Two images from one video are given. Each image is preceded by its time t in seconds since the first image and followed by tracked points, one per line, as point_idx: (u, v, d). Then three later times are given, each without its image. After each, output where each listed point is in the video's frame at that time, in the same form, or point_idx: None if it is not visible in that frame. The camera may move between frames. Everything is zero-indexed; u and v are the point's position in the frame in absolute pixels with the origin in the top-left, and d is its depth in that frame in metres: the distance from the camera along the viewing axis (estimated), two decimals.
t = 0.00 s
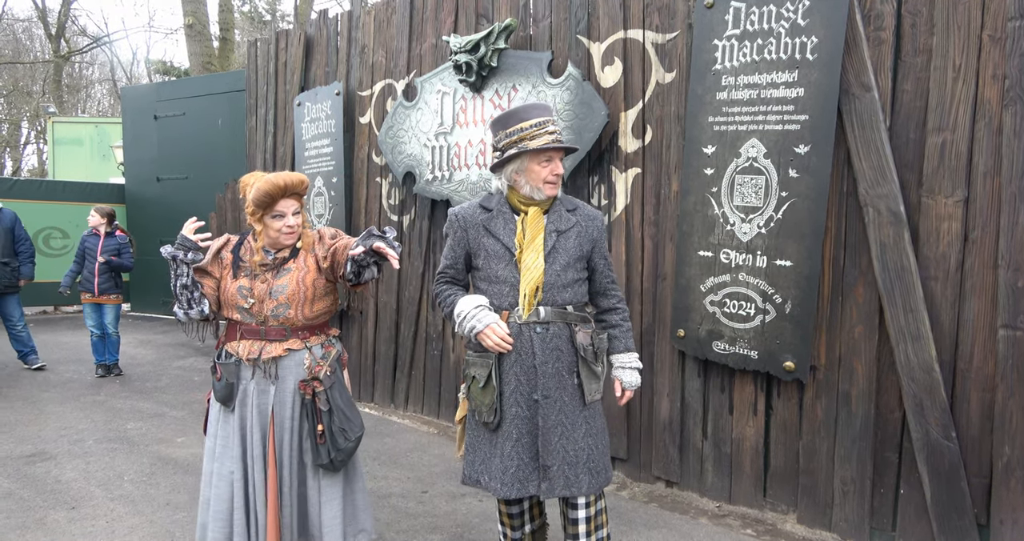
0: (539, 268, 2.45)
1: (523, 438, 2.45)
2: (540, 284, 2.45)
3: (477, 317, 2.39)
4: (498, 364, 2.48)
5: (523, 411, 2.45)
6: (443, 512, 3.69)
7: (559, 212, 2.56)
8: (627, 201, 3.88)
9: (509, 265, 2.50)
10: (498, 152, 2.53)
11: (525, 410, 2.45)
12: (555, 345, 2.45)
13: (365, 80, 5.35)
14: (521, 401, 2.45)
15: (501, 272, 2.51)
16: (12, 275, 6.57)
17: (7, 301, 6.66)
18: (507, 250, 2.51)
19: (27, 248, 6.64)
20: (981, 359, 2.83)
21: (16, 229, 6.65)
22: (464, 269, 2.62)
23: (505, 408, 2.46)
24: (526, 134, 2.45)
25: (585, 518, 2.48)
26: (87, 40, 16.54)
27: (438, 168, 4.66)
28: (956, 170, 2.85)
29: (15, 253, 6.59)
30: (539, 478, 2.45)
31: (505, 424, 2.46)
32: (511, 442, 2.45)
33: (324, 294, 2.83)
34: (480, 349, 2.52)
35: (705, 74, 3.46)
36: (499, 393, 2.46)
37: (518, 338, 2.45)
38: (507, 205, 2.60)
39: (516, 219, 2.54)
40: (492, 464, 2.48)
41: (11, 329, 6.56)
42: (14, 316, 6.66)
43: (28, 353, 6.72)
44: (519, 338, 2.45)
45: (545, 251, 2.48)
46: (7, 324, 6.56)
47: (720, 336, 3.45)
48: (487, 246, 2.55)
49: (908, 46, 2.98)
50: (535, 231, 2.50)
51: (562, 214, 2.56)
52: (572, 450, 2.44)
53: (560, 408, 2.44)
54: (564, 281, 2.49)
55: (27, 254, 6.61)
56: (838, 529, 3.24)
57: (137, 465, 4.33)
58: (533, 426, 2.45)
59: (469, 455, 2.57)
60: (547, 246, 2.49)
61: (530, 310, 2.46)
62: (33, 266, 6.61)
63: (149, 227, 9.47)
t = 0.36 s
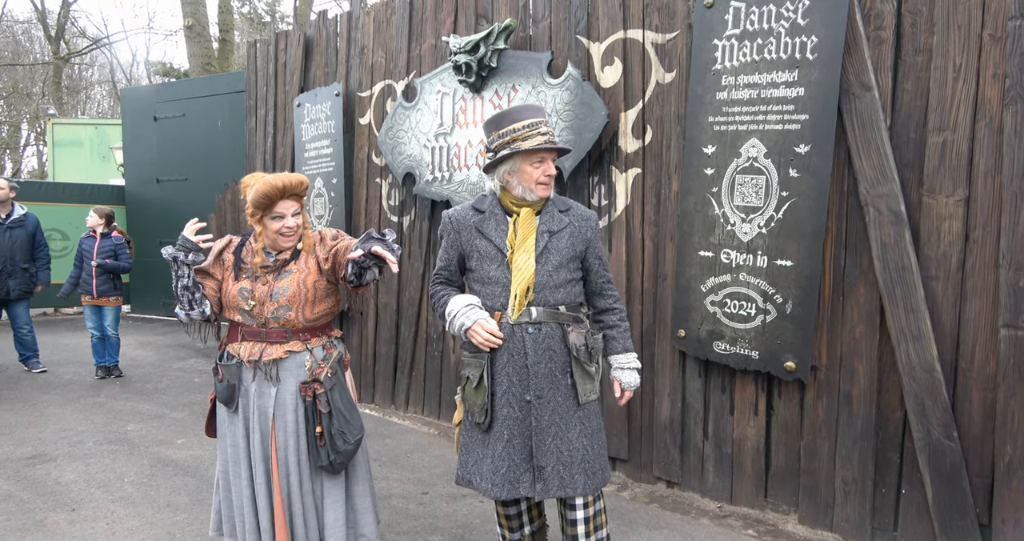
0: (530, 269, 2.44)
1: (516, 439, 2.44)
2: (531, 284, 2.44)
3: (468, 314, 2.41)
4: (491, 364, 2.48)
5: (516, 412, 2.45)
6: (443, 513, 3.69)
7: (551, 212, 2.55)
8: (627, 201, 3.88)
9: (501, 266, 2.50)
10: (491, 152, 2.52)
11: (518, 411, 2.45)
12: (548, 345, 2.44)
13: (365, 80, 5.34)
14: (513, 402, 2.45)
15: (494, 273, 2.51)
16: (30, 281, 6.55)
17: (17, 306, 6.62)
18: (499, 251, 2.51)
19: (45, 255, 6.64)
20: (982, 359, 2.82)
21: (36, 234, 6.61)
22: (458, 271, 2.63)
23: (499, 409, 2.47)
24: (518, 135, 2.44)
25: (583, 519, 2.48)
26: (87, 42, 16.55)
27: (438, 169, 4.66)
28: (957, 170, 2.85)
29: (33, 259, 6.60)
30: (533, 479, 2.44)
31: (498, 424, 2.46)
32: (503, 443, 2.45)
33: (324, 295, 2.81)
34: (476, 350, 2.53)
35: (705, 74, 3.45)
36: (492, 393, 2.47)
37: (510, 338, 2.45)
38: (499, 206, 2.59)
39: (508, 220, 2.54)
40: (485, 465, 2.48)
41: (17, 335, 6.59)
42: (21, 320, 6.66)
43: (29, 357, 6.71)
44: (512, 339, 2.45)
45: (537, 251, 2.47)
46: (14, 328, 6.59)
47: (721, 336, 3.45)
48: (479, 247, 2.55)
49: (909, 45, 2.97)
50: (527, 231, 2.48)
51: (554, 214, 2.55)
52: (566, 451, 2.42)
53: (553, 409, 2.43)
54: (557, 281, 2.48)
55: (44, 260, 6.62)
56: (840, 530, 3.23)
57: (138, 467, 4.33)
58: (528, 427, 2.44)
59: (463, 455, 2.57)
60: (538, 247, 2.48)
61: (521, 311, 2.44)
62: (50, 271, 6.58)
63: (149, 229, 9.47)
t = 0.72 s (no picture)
0: (534, 269, 2.45)
1: (518, 439, 2.44)
2: (534, 285, 2.45)
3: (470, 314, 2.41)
4: (495, 363, 2.48)
5: (519, 412, 2.45)
6: (445, 514, 3.69)
7: (554, 213, 2.55)
8: (627, 201, 3.88)
9: (503, 266, 2.50)
10: (493, 152, 2.52)
11: (520, 411, 2.45)
12: (550, 346, 2.44)
13: (365, 81, 5.35)
14: (516, 402, 2.45)
15: (497, 273, 2.51)
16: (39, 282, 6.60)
17: (20, 307, 6.59)
18: (501, 250, 2.51)
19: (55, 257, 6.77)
20: (983, 359, 2.82)
21: (49, 235, 6.70)
22: (460, 271, 2.63)
23: (501, 410, 2.46)
24: (522, 136, 2.44)
25: (585, 519, 2.48)
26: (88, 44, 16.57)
27: (438, 170, 4.66)
28: (958, 170, 2.85)
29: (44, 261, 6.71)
30: (536, 479, 2.44)
31: (500, 425, 2.46)
32: (505, 443, 2.45)
33: (326, 296, 2.79)
34: (477, 350, 2.53)
35: (705, 75, 3.46)
36: (494, 394, 2.46)
37: (513, 338, 2.45)
38: (502, 207, 2.59)
39: (511, 220, 2.54)
40: (487, 464, 2.48)
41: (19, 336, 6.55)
42: (25, 323, 6.63)
43: (31, 359, 6.71)
44: (515, 339, 2.45)
45: (539, 252, 2.48)
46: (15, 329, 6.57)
47: (722, 336, 3.45)
48: (482, 247, 2.54)
49: (909, 45, 2.97)
50: (529, 232, 2.49)
51: (556, 215, 2.55)
52: (569, 451, 2.43)
53: (555, 409, 2.44)
54: (559, 282, 2.48)
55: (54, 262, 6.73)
56: (841, 530, 3.23)
57: (139, 468, 4.33)
58: (530, 427, 2.44)
59: (465, 456, 2.56)
60: (541, 248, 2.48)
61: (524, 311, 2.45)
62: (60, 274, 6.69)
63: (149, 230, 9.47)
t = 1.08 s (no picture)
0: (538, 270, 2.46)
1: (521, 439, 2.45)
2: (538, 286, 2.46)
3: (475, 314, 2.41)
4: (497, 364, 2.47)
5: (522, 412, 2.45)
6: (446, 514, 3.69)
7: (558, 214, 2.55)
8: (629, 202, 3.88)
9: (506, 266, 2.51)
10: (499, 152, 2.52)
11: (523, 410, 2.45)
12: (554, 346, 2.45)
13: (367, 82, 5.35)
14: (519, 402, 2.45)
15: (500, 273, 2.51)
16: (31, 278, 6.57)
17: (20, 308, 6.63)
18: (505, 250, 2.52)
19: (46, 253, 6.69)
20: (984, 359, 2.82)
21: (38, 233, 6.67)
22: (464, 270, 2.63)
23: (504, 410, 2.47)
24: (528, 136, 2.44)
25: (585, 519, 2.48)
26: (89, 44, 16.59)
27: (440, 170, 4.66)
28: (959, 171, 2.85)
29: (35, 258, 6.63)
30: (538, 479, 2.44)
31: (503, 424, 2.46)
32: (508, 442, 2.45)
33: (327, 302, 2.78)
34: (481, 349, 2.53)
35: (707, 75, 3.46)
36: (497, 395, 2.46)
37: (517, 339, 2.46)
38: (506, 207, 2.60)
39: (516, 221, 2.54)
40: (490, 464, 2.48)
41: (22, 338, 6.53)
42: (27, 322, 6.64)
43: (33, 358, 6.70)
44: (518, 340, 2.46)
45: (544, 252, 2.48)
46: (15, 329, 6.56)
47: (724, 337, 3.45)
48: (487, 247, 2.55)
49: (910, 46, 2.97)
50: (534, 233, 2.50)
51: (561, 216, 2.55)
52: (572, 452, 2.43)
53: (558, 409, 2.44)
54: (563, 282, 2.48)
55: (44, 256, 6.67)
56: (841, 531, 3.23)
57: (140, 467, 4.33)
58: (534, 427, 2.45)
59: (467, 455, 2.56)
60: (545, 248, 2.49)
61: (528, 311, 2.46)
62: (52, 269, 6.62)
63: (151, 229, 9.48)
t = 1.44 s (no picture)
0: (540, 271, 2.45)
1: (523, 439, 2.45)
2: (539, 287, 2.45)
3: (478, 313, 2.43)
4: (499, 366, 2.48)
5: (523, 412, 2.45)
6: (449, 514, 3.70)
7: (560, 214, 2.56)
8: (631, 203, 3.89)
9: (507, 266, 2.51)
10: (500, 153, 2.53)
11: (523, 411, 2.46)
12: (555, 347, 2.45)
13: (369, 83, 5.36)
14: (519, 402, 2.45)
15: (502, 274, 2.52)
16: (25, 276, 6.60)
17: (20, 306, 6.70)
18: (506, 250, 2.52)
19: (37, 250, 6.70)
20: (987, 360, 2.83)
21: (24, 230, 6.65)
22: (467, 271, 2.64)
23: (505, 410, 2.47)
24: (530, 137, 2.44)
25: (588, 519, 2.49)
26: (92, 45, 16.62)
27: (442, 171, 4.67)
28: (962, 171, 2.85)
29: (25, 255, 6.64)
30: (539, 480, 2.45)
31: (504, 425, 2.47)
32: (510, 443, 2.45)
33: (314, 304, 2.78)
34: (483, 350, 2.53)
35: (709, 76, 3.46)
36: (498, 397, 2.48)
37: (518, 340, 2.46)
38: (509, 208, 2.61)
39: (518, 222, 2.55)
40: (491, 464, 2.48)
41: (16, 334, 6.59)
42: (24, 319, 6.71)
43: (31, 358, 6.71)
44: (521, 341, 2.46)
45: (546, 253, 2.48)
46: (15, 327, 6.61)
47: (726, 338, 3.46)
48: (489, 249, 2.56)
49: (913, 47, 2.97)
50: (536, 234, 2.50)
51: (563, 217, 2.55)
52: (573, 452, 2.43)
53: (560, 410, 2.44)
54: (564, 283, 2.48)
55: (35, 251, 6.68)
56: (844, 532, 3.23)
57: (144, 467, 4.35)
58: (534, 427, 2.45)
59: (468, 454, 2.57)
60: (547, 250, 2.49)
61: (529, 312, 2.46)
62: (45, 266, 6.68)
63: (154, 230, 9.50)
